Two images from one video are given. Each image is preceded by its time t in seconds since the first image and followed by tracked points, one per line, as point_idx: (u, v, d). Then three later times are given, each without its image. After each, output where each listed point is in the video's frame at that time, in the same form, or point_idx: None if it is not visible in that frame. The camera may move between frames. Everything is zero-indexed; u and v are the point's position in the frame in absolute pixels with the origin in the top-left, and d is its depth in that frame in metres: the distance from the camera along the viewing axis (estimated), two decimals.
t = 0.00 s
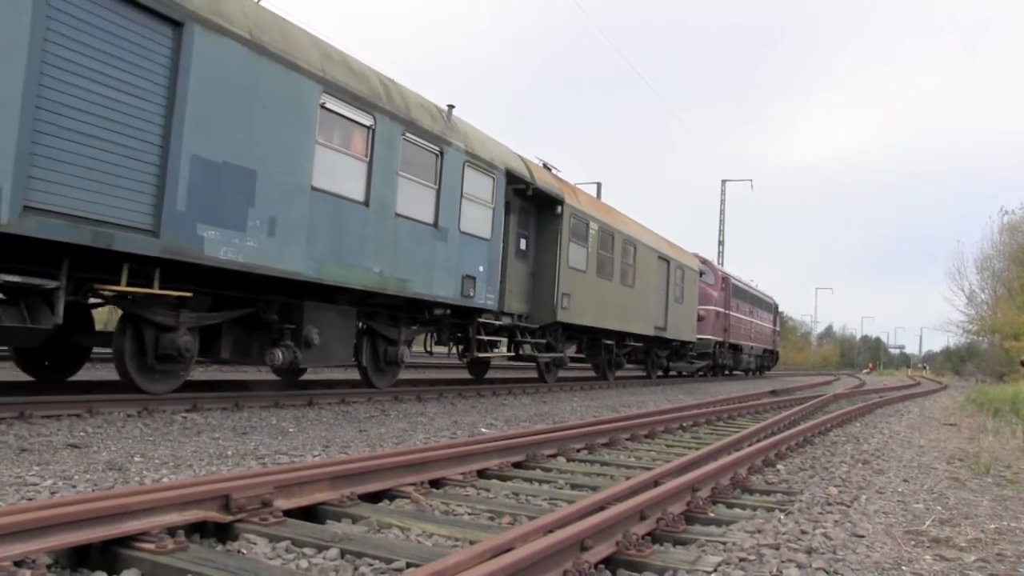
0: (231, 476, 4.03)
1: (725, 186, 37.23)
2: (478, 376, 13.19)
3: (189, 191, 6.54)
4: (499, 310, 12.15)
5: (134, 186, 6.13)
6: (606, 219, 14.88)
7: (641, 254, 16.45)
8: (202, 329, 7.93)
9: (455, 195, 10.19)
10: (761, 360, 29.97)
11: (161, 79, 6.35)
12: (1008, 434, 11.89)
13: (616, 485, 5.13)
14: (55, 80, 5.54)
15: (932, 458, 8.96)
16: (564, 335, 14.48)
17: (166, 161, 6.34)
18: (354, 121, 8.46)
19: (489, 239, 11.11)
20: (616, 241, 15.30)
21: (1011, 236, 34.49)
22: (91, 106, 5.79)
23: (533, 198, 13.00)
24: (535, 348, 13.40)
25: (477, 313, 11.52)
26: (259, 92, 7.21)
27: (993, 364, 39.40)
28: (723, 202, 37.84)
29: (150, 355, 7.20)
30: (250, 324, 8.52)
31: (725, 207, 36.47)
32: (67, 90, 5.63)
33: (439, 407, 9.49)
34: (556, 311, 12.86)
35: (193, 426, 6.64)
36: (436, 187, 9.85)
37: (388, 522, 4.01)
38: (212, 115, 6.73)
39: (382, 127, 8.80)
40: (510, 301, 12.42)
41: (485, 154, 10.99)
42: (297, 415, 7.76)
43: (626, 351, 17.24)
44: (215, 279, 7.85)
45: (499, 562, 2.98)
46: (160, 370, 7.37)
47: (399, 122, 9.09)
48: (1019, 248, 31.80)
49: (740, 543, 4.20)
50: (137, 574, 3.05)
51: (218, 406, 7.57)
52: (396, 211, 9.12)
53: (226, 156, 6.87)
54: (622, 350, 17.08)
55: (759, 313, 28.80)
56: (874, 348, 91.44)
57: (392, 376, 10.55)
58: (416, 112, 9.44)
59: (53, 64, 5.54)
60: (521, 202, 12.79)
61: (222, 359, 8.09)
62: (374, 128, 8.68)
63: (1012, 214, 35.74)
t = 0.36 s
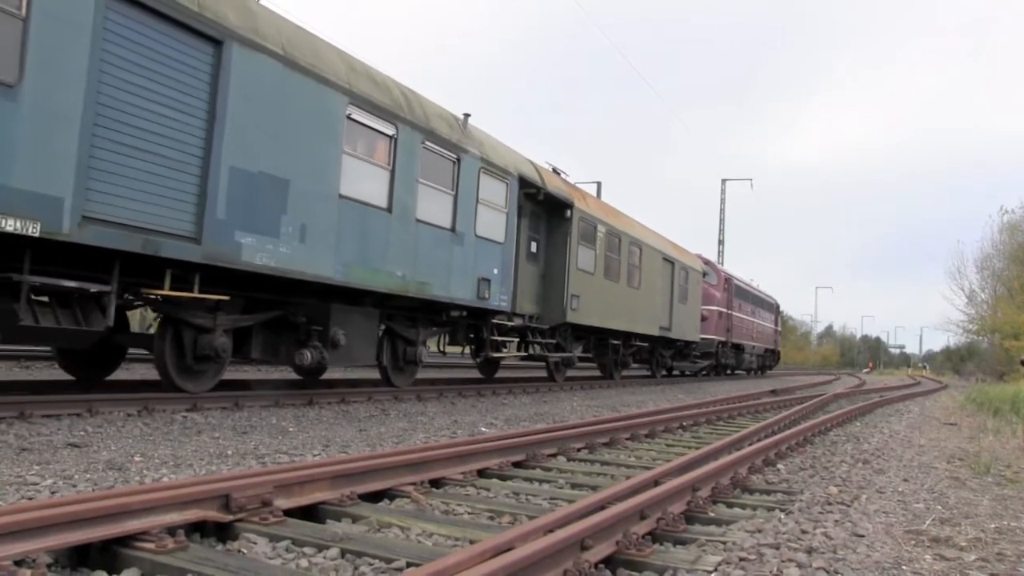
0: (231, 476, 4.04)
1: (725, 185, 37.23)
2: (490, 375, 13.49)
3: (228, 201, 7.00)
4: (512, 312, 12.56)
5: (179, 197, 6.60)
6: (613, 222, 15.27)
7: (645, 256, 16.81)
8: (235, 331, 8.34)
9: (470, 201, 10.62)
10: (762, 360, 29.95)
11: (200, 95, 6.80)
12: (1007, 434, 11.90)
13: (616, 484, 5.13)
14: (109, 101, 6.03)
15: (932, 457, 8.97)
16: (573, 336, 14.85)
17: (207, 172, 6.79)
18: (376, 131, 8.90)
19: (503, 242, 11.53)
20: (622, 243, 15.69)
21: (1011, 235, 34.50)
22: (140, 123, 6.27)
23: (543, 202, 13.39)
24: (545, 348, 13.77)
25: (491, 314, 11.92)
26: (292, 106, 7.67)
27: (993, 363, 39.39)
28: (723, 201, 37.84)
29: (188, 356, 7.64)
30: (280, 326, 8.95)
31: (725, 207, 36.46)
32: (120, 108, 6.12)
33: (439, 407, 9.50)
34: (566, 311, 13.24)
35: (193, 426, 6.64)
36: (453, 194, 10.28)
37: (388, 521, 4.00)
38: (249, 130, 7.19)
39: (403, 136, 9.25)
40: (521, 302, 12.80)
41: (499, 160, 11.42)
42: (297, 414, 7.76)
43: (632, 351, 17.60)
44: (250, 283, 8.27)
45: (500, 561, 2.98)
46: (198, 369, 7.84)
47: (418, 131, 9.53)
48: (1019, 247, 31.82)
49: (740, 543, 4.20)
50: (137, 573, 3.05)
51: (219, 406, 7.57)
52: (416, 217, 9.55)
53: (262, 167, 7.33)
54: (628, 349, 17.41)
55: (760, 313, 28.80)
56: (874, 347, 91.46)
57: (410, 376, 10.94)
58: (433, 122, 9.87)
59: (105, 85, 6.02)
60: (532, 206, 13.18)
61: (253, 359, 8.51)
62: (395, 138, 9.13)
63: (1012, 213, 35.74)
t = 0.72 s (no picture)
0: (231, 476, 4.04)
1: (725, 185, 37.22)
2: (499, 376, 13.72)
3: (263, 209, 7.33)
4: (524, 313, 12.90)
5: (218, 206, 6.95)
6: (620, 225, 15.60)
7: (651, 258, 17.12)
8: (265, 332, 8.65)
9: (485, 207, 10.95)
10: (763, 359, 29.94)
11: (238, 109, 7.16)
12: (1007, 433, 11.92)
13: (616, 484, 5.13)
14: (156, 116, 6.39)
15: (932, 457, 8.98)
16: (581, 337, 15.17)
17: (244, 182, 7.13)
18: (398, 141, 9.22)
19: (516, 246, 11.87)
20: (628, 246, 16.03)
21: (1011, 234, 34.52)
22: (185, 137, 6.63)
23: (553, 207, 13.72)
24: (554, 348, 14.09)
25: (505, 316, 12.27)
26: (322, 118, 8.01)
27: (993, 361, 39.39)
28: (723, 201, 37.81)
29: (224, 356, 8.01)
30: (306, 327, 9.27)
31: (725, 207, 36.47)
32: (166, 123, 6.48)
33: (439, 406, 9.50)
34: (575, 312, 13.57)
35: (193, 425, 6.65)
36: (469, 200, 10.61)
37: (389, 521, 4.01)
38: (282, 141, 7.54)
39: (423, 145, 9.57)
40: (533, 304, 13.13)
41: (513, 167, 11.76)
42: (297, 414, 7.77)
43: (637, 351, 17.93)
44: (281, 286, 8.59)
45: (500, 560, 2.98)
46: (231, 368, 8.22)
47: (437, 140, 9.87)
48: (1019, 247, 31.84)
49: (740, 542, 4.21)
50: (137, 573, 3.05)
51: (219, 405, 7.57)
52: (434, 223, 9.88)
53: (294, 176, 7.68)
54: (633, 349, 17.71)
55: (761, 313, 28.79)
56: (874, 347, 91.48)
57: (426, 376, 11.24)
58: (451, 131, 10.20)
59: (153, 101, 6.38)
60: (543, 211, 13.51)
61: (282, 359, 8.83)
62: (415, 147, 9.45)
63: (1012, 213, 35.76)
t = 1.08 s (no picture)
0: (231, 475, 4.04)
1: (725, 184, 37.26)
2: (508, 375, 13.96)
3: (296, 218, 7.69)
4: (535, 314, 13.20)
5: (256, 214, 7.31)
6: (626, 228, 15.87)
7: (656, 259, 17.37)
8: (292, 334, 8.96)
9: (501, 212, 11.29)
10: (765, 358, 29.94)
11: (275, 122, 7.52)
12: (1007, 433, 11.93)
13: (615, 483, 5.13)
14: (200, 130, 6.75)
15: (932, 456, 8.99)
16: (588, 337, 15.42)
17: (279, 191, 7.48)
18: (419, 150, 9.56)
19: (529, 250, 12.20)
20: (635, 248, 16.28)
21: (1011, 233, 34.53)
22: (225, 149, 6.98)
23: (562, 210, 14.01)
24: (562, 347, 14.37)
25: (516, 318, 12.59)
26: (350, 129, 8.35)
27: (993, 360, 39.40)
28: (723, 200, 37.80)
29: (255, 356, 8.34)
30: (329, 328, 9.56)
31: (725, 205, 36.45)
32: (209, 138, 6.83)
33: (439, 405, 9.50)
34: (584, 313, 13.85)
35: (193, 424, 6.65)
36: (485, 206, 10.95)
37: (389, 520, 4.01)
38: (314, 151, 7.89)
39: (442, 153, 9.89)
40: (543, 304, 13.43)
41: (526, 173, 12.11)
42: (297, 413, 7.76)
43: (643, 350, 18.12)
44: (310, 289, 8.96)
45: (500, 560, 2.97)
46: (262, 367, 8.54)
47: (456, 148, 10.20)
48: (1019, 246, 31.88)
49: (740, 541, 4.21)
50: (136, 573, 3.05)
51: (219, 404, 7.57)
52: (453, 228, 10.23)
53: (325, 185, 8.03)
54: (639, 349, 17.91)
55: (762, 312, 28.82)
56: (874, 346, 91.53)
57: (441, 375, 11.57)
58: (468, 139, 10.54)
59: (197, 116, 6.73)
60: (553, 214, 13.81)
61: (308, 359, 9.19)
62: (435, 154, 9.78)
63: (1012, 212, 35.78)
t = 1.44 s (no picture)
0: (231, 475, 4.04)
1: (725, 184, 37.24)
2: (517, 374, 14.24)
3: (327, 225, 8.10)
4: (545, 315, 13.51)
5: (289, 221, 7.70)
6: (633, 231, 16.13)
7: (662, 261, 17.59)
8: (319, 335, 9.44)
9: (514, 217, 11.71)
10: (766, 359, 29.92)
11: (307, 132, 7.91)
12: (1007, 433, 11.92)
13: (615, 483, 5.13)
14: (239, 142, 7.15)
15: (933, 456, 8.99)
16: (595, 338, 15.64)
17: (310, 198, 7.87)
18: (437, 158, 9.96)
19: (540, 253, 12.59)
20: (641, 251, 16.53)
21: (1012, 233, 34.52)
22: (261, 159, 7.38)
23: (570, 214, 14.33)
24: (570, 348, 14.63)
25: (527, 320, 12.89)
26: (376, 140, 8.77)
27: (993, 360, 39.37)
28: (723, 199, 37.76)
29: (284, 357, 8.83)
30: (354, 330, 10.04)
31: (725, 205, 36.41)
32: (248, 151, 7.25)
33: (438, 405, 9.49)
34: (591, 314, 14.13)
35: (193, 424, 6.66)
36: (499, 211, 11.37)
37: (389, 520, 4.01)
38: (343, 160, 8.28)
39: (459, 162, 10.33)
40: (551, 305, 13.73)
41: (536, 179, 12.52)
42: (297, 413, 7.76)
43: (648, 351, 18.27)
44: (338, 295, 9.34)
45: (500, 560, 2.97)
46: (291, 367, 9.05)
47: (471, 156, 10.61)
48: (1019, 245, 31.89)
49: (740, 541, 4.21)
50: (136, 573, 3.05)
51: (218, 404, 7.57)
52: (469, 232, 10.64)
53: (351, 193, 8.44)
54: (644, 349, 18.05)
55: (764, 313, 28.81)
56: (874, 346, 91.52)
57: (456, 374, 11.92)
58: (483, 147, 10.95)
59: (236, 128, 7.12)
60: (561, 218, 14.14)
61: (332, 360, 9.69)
62: (452, 162, 10.20)
63: (1011, 211, 35.81)
